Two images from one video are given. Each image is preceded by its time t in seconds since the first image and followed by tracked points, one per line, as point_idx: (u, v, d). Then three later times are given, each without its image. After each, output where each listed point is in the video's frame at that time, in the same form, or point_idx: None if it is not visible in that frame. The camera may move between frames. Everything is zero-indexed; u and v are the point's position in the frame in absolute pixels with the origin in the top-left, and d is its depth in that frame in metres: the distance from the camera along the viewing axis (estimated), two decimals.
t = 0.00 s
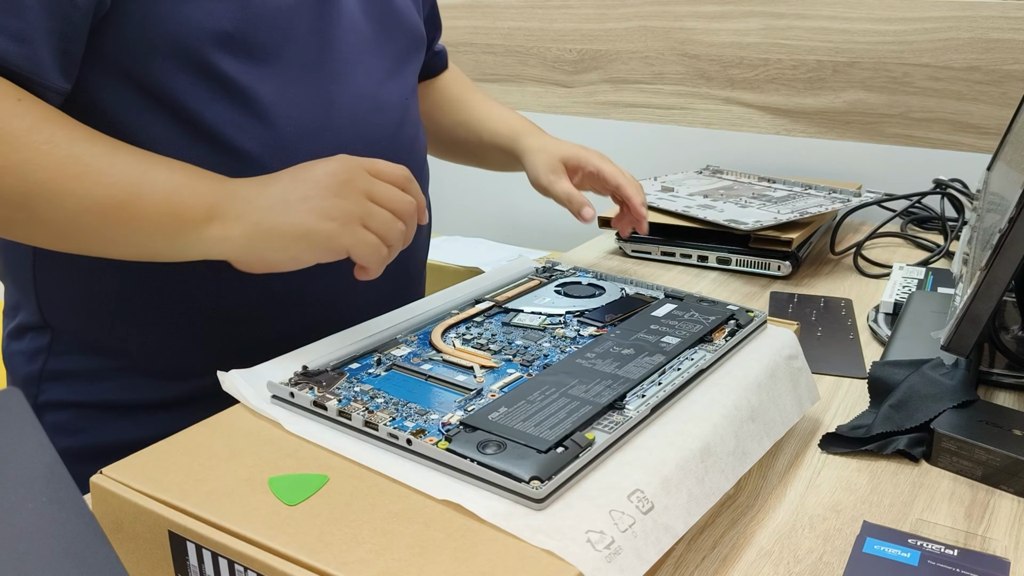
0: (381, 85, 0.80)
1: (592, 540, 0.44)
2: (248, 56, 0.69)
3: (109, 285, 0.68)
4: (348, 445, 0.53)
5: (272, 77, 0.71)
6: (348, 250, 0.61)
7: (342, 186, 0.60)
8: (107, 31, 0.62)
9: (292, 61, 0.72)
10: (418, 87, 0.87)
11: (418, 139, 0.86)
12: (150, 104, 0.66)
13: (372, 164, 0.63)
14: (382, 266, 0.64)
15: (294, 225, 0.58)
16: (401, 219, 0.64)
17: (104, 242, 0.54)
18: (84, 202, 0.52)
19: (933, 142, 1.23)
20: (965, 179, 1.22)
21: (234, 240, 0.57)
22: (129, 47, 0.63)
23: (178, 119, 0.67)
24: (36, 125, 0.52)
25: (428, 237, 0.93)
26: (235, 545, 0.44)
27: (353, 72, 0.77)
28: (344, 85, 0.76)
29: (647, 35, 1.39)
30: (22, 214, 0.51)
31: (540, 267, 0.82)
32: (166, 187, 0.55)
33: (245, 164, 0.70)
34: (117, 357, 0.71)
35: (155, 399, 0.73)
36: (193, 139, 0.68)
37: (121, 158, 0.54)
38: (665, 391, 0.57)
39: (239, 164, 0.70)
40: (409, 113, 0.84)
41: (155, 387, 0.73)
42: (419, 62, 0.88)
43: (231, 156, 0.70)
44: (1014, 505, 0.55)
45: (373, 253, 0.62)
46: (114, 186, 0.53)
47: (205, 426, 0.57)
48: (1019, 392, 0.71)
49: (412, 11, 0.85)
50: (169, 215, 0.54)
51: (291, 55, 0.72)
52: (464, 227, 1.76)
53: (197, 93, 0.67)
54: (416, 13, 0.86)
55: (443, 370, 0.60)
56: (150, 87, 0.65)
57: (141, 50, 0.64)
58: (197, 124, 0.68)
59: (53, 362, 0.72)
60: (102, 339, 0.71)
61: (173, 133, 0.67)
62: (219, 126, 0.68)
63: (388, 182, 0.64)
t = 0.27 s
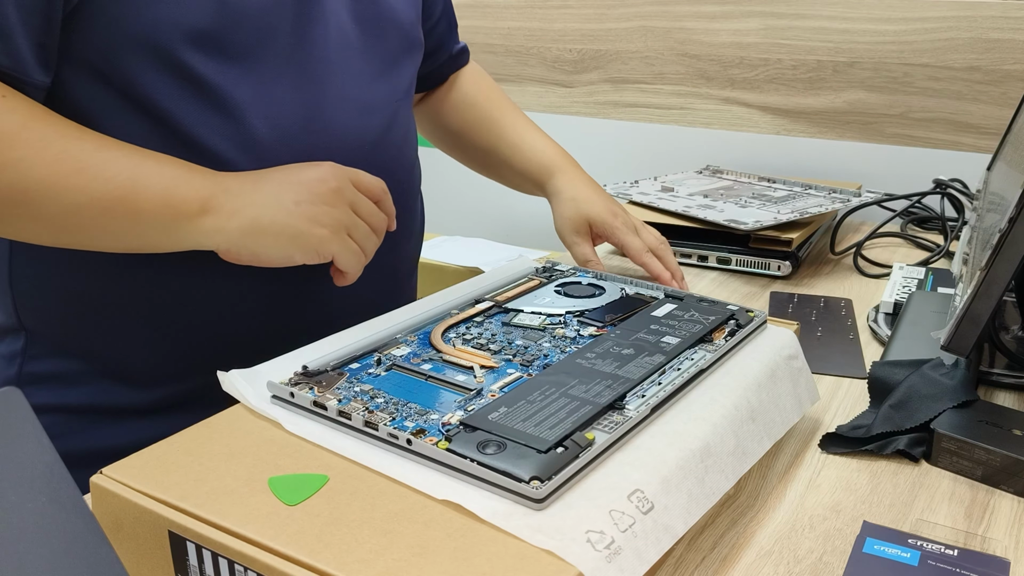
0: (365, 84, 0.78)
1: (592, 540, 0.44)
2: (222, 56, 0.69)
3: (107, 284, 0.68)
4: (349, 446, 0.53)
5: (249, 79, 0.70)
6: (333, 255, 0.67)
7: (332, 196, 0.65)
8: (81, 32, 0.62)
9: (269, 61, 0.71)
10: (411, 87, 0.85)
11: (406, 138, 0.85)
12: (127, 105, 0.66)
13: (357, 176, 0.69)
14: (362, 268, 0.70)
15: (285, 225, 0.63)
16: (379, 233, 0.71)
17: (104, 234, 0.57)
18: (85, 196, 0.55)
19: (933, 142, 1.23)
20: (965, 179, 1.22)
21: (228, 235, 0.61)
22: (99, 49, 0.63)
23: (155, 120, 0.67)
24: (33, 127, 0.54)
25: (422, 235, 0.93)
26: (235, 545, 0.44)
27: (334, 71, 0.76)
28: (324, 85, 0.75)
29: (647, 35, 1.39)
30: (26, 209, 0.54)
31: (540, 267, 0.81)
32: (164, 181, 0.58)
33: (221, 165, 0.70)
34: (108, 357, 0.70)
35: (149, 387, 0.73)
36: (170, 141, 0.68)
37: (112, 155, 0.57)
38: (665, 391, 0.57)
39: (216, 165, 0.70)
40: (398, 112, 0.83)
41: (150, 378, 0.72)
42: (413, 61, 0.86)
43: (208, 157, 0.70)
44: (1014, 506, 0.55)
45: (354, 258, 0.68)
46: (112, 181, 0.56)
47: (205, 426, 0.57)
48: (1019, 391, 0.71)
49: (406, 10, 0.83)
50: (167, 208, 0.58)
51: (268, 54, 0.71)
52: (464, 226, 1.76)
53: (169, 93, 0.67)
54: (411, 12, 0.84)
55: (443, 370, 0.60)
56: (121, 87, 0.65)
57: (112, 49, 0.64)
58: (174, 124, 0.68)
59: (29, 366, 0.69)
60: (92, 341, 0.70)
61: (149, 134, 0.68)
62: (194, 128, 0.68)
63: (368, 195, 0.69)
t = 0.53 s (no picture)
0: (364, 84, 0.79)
1: (592, 540, 0.44)
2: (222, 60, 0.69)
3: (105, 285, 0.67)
4: (349, 446, 0.53)
5: (248, 81, 0.70)
6: (348, 251, 0.67)
7: (350, 193, 0.65)
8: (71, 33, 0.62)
9: (268, 63, 0.72)
10: (409, 83, 0.85)
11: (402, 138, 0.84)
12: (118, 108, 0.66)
13: (375, 169, 0.68)
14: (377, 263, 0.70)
15: (301, 223, 0.62)
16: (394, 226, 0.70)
17: (119, 235, 0.57)
18: (102, 200, 0.54)
19: (933, 142, 1.23)
20: (965, 179, 1.22)
21: (244, 231, 0.61)
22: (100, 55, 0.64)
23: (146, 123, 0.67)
24: (44, 129, 0.53)
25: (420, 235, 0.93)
26: (235, 545, 0.44)
27: (332, 72, 0.76)
28: (322, 86, 0.75)
29: (647, 35, 1.39)
30: (41, 216, 0.53)
31: (540, 267, 0.81)
32: (178, 178, 0.58)
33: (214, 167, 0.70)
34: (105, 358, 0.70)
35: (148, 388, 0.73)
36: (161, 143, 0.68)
37: (122, 152, 0.56)
38: (665, 391, 0.57)
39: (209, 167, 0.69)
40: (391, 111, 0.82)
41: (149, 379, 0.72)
42: (408, 60, 0.85)
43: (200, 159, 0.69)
44: (1014, 506, 0.55)
45: (368, 253, 0.68)
46: (126, 183, 0.55)
47: (205, 426, 0.57)
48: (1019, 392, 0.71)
49: (401, 8, 0.84)
50: (183, 208, 0.57)
51: (268, 57, 0.71)
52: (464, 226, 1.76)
53: (172, 99, 0.67)
54: (406, 10, 0.85)
55: (443, 370, 0.60)
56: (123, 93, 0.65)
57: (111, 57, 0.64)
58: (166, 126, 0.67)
59: (26, 366, 0.70)
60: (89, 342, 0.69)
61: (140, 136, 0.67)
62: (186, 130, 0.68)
63: (387, 187, 0.69)
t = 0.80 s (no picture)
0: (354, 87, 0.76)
1: (592, 540, 0.44)
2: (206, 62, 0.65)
3: (104, 285, 0.67)
4: (348, 445, 0.53)
5: (232, 84, 0.68)
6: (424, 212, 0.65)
7: (421, 149, 0.63)
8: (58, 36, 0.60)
9: (252, 67, 0.69)
10: (404, 82, 0.82)
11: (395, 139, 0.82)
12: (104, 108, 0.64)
13: (443, 128, 0.65)
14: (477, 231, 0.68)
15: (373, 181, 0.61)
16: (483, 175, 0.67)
17: (215, 201, 0.57)
18: (193, 172, 0.55)
19: (933, 142, 1.23)
20: (965, 179, 1.22)
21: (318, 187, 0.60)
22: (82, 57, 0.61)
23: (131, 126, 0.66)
24: (125, 111, 0.53)
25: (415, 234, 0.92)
26: (235, 546, 0.44)
27: (319, 76, 0.73)
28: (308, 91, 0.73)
29: (647, 35, 1.39)
30: (141, 194, 0.54)
31: (539, 267, 0.82)
32: (257, 143, 0.57)
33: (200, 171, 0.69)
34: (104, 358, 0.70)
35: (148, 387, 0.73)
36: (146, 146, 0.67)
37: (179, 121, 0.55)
38: (665, 391, 0.57)
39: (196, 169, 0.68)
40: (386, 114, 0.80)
41: (149, 379, 0.72)
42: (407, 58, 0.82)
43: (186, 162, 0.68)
44: (1014, 506, 0.55)
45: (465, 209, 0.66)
46: (211, 152, 0.56)
47: (206, 426, 0.57)
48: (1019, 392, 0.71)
49: (401, 4, 0.80)
50: (268, 171, 0.58)
51: (252, 60, 0.69)
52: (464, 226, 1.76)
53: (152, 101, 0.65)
54: (406, 6, 0.81)
55: (443, 370, 0.60)
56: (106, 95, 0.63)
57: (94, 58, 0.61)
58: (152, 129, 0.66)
59: (22, 365, 0.70)
60: (88, 342, 0.69)
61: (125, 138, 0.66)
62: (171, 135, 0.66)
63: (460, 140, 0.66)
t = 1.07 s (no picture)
0: (351, 83, 0.75)
1: (592, 540, 0.44)
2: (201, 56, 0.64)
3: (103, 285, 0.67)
4: (349, 445, 0.53)
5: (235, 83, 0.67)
6: (337, 229, 0.67)
7: (356, 178, 0.65)
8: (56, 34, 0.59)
9: (250, 61, 0.67)
10: (400, 80, 0.81)
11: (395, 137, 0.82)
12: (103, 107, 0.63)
13: (387, 156, 0.66)
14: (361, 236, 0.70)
15: (303, 204, 0.63)
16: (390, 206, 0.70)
17: (137, 203, 0.56)
18: (121, 171, 0.54)
19: (933, 142, 1.23)
20: (965, 179, 1.22)
21: (250, 201, 0.61)
22: (74, 49, 0.59)
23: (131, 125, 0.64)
24: (66, 104, 0.52)
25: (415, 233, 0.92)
26: (236, 545, 0.44)
27: (318, 70, 0.72)
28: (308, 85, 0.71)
29: (647, 35, 1.39)
30: (59, 190, 0.52)
31: (540, 267, 0.81)
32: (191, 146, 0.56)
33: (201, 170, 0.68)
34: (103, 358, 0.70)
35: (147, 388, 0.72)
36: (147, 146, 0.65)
37: (123, 118, 0.54)
38: (665, 391, 0.57)
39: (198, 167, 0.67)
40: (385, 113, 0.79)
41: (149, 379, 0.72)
42: (405, 56, 0.81)
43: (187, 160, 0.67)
44: (1014, 505, 0.55)
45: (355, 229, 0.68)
46: (141, 151, 0.54)
47: (205, 426, 0.57)
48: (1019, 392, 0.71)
49: (397, 3, 0.79)
50: (199, 178, 0.57)
51: (249, 54, 0.67)
52: (464, 226, 1.76)
53: (148, 95, 0.63)
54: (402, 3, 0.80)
55: (444, 370, 0.60)
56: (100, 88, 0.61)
57: (86, 51, 0.60)
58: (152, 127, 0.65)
59: (19, 366, 0.69)
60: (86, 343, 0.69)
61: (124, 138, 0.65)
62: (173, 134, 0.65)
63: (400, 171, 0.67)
